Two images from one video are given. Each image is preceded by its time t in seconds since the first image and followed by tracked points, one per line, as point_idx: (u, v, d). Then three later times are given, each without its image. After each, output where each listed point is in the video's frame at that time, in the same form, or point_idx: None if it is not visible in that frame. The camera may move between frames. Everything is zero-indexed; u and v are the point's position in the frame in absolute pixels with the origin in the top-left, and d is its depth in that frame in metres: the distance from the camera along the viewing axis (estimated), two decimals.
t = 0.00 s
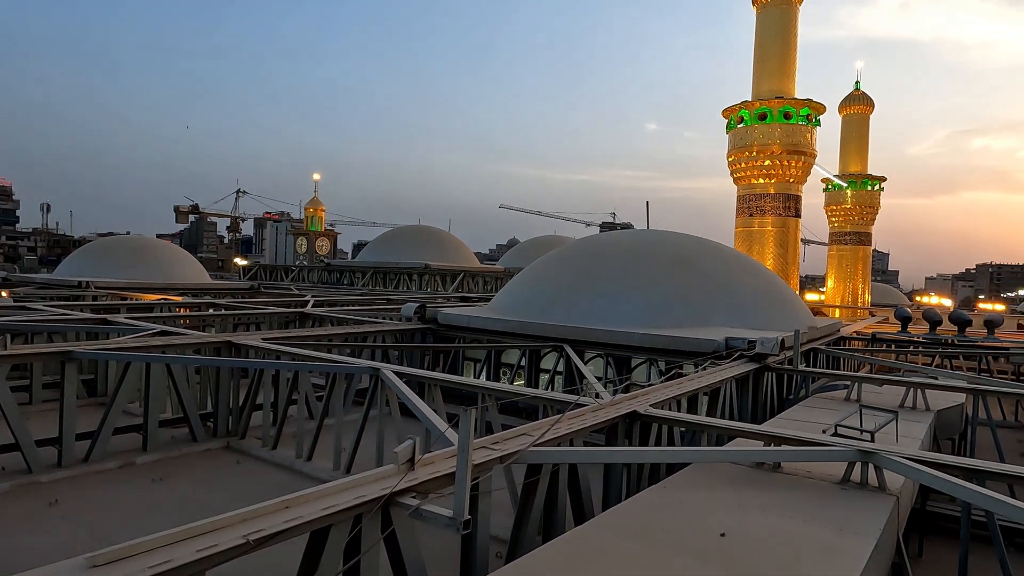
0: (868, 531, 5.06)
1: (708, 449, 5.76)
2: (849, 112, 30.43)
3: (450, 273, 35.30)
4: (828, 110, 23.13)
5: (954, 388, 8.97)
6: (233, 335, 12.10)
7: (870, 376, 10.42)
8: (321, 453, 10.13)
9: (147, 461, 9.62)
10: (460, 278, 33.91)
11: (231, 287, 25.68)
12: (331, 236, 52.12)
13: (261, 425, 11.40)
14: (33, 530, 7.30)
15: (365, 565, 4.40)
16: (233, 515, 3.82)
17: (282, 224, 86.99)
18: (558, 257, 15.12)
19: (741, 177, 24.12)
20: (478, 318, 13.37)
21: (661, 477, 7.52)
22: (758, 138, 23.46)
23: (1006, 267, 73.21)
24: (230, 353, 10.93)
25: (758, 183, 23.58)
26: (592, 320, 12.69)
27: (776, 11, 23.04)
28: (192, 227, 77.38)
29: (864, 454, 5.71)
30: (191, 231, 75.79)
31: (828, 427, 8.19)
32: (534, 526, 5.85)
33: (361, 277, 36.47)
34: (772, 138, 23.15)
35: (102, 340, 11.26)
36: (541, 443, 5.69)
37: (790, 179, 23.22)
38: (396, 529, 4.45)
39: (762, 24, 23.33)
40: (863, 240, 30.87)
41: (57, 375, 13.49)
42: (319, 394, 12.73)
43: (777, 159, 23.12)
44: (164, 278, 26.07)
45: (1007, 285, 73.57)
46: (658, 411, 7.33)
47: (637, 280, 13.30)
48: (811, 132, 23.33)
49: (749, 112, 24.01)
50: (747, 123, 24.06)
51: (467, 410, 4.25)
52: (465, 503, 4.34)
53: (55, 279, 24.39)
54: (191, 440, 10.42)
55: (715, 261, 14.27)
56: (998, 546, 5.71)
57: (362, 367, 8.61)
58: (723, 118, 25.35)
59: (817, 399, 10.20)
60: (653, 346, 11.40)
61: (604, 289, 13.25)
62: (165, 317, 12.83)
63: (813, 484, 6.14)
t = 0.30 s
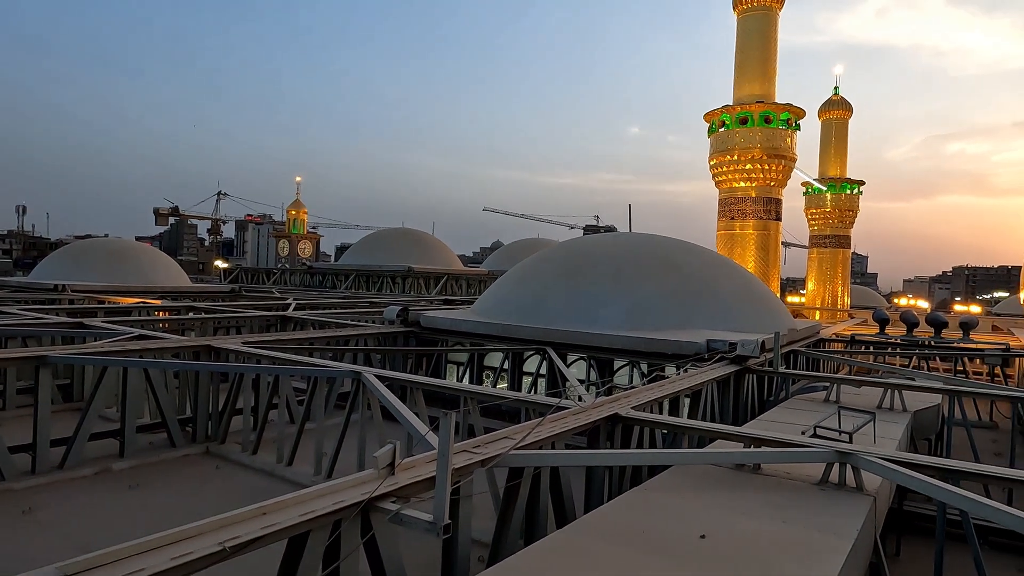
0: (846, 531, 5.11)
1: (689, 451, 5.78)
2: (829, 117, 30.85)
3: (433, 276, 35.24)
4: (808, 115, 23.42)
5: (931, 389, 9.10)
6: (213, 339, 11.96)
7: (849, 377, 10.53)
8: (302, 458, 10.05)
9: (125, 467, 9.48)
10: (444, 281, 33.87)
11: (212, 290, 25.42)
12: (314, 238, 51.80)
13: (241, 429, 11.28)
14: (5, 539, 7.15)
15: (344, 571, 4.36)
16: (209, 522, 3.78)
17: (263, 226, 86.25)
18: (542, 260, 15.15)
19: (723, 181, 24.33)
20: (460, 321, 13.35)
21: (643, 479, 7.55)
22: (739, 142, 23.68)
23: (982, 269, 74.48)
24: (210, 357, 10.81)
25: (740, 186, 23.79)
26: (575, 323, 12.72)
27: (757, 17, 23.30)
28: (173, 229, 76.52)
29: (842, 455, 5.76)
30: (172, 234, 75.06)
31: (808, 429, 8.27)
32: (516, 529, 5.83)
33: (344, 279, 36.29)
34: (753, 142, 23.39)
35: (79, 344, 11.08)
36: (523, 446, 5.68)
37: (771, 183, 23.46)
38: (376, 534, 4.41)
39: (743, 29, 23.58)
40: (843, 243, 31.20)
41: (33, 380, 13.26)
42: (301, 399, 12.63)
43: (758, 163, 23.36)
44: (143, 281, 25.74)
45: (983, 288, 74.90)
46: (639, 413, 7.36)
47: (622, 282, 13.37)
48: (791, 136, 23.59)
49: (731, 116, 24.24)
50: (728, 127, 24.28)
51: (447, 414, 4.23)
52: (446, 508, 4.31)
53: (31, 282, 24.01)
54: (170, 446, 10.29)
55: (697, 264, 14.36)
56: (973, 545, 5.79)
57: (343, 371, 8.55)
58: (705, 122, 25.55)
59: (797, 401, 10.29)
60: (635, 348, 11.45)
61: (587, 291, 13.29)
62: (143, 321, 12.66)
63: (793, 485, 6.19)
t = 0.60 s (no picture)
0: (826, 533, 5.15)
1: (672, 453, 5.79)
2: (810, 122, 31.19)
3: (418, 279, 35.14)
4: (789, 120, 23.66)
5: (910, 391, 9.21)
6: (193, 343, 11.82)
7: (830, 379, 10.63)
8: (285, 463, 9.95)
9: (103, 473, 9.34)
10: (428, 284, 33.80)
11: (193, 293, 25.16)
12: (298, 241, 51.47)
13: (222, 435, 11.16)
14: None
15: None
16: (188, 529, 3.72)
17: (246, 229, 85.55)
18: (527, 263, 15.15)
19: (706, 184, 24.49)
20: (445, 324, 13.32)
21: (626, 482, 7.56)
22: (722, 147, 23.87)
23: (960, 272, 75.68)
24: (190, 361, 10.68)
25: (723, 190, 23.97)
26: (560, 326, 12.73)
27: (739, 22, 23.53)
28: (154, 232, 75.70)
29: (823, 456, 5.80)
30: (153, 237, 74.23)
31: (790, 430, 8.33)
32: (500, 533, 5.81)
33: (328, 283, 36.08)
34: (735, 147, 23.59)
35: (56, 349, 10.91)
36: (506, 449, 5.66)
37: (754, 187, 23.66)
38: (358, 539, 4.38)
39: (726, 34, 23.80)
40: (824, 247, 31.54)
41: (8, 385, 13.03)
42: (283, 403, 12.52)
43: (741, 167, 23.54)
44: (123, 285, 25.41)
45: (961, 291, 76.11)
46: (623, 416, 7.37)
47: (605, 285, 13.42)
48: (773, 140, 23.82)
49: (714, 120, 24.44)
50: (711, 131, 24.47)
51: (430, 418, 4.21)
52: (428, 512, 4.28)
53: (7, 286, 23.60)
54: (149, 451, 10.15)
55: (681, 268, 14.43)
56: (951, 544, 5.86)
57: (326, 375, 8.48)
58: (688, 125, 25.71)
59: (780, 403, 10.37)
60: (619, 351, 11.48)
61: (572, 295, 13.31)
62: (123, 325, 12.49)
63: (774, 487, 6.22)
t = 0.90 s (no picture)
0: (809, 534, 5.19)
1: (658, 456, 5.80)
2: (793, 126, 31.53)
3: (404, 282, 35.03)
4: (773, 125, 23.89)
5: (892, 392, 9.31)
6: (176, 347, 11.69)
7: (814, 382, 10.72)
8: (269, 468, 9.86)
9: (83, 480, 9.20)
10: (414, 288, 33.71)
11: (176, 297, 24.90)
12: (282, 244, 51.13)
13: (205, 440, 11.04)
14: None
15: None
16: (169, 536, 3.67)
17: (230, 232, 84.84)
18: (513, 266, 15.15)
19: (691, 188, 24.65)
20: (430, 328, 13.28)
21: (612, 485, 7.57)
22: (707, 151, 24.05)
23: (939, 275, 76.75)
24: (173, 366, 10.56)
25: (707, 194, 24.14)
26: (545, 329, 12.75)
27: (723, 28, 23.76)
28: (136, 235, 74.87)
29: (806, 458, 5.84)
30: (135, 240, 73.42)
31: (774, 432, 8.39)
32: (487, 537, 5.79)
33: (313, 286, 35.87)
34: (719, 151, 23.78)
35: (36, 354, 10.74)
36: (492, 453, 5.65)
37: (738, 191, 23.84)
38: (342, 545, 4.34)
39: (710, 40, 24.01)
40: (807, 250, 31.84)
41: None
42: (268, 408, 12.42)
43: (726, 171, 23.71)
44: (105, 288, 25.10)
45: (941, 293, 77.21)
46: (609, 419, 7.38)
47: (591, 289, 13.45)
48: (756, 144, 24.04)
49: (698, 125, 24.61)
50: (696, 135, 24.64)
51: (415, 422, 4.18)
52: (414, 518, 4.24)
53: None
54: (130, 457, 10.01)
55: (666, 271, 14.50)
56: (932, 544, 5.93)
57: (311, 379, 8.42)
58: (673, 130, 25.88)
59: (764, 405, 10.44)
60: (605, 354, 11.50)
61: (558, 298, 13.33)
62: (104, 329, 12.32)
63: (759, 489, 6.26)
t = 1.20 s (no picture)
0: (795, 536, 5.23)
1: (644, 460, 5.82)
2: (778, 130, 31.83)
3: (390, 285, 34.91)
4: (758, 129, 24.09)
5: (875, 395, 9.41)
6: (160, 352, 11.57)
7: (799, 384, 10.81)
8: (254, 474, 9.80)
9: (64, 487, 9.09)
10: (401, 291, 33.64)
11: (160, 301, 24.64)
12: (267, 248, 50.74)
13: (190, 445, 10.94)
14: None
15: None
16: (153, 543, 3.64)
17: (215, 235, 84.14)
18: (500, 270, 15.14)
19: (677, 192, 24.79)
20: (417, 332, 13.26)
21: (599, 488, 7.60)
22: (692, 155, 24.20)
23: (921, 277, 77.72)
24: (157, 371, 10.45)
25: (693, 198, 24.28)
26: (532, 333, 12.75)
27: (708, 33, 23.98)
28: (119, 238, 74.06)
29: (792, 460, 5.88)
30: (118, 244, 72.66)
31: (759, 435, 8.46)
32: (475, 542, 5.77)
33: (299, 290, 35.65)
34: (705, 155, 23.94)
35: (16, 359, 10.59)
36: (479, 458, 5.65)
37: (723, 195, 24.00)
38: (329, 552, 4.32)
39: (696, 44, 24.19)
40: (791, 253, 32.12)
41: None
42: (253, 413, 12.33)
43: (711, 175, 23.88)
44: (88, 293, 24.80)
45: (923, 296, 78.13)
46: (596, 422, 7.40)
47: (577, 292, 13.47)
48: (741, 148, 24.22)
49: (684, 129, 24.77)
50: (682, 139, 24.79)
51: (402, 427, 4.17)
52: (401, 523, 4.23)
53: None
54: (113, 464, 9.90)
55: (652, 275, 14.56)
56: (916, 545, 6.00)
57: (297, 384, 8.38)
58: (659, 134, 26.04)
59: (750, 408, 10.51)
60: (592, 358, 11.54)
61: (544, 302, 13.33)
62: (86, 334, 12.18)
63: (745, 491, 6.30)
